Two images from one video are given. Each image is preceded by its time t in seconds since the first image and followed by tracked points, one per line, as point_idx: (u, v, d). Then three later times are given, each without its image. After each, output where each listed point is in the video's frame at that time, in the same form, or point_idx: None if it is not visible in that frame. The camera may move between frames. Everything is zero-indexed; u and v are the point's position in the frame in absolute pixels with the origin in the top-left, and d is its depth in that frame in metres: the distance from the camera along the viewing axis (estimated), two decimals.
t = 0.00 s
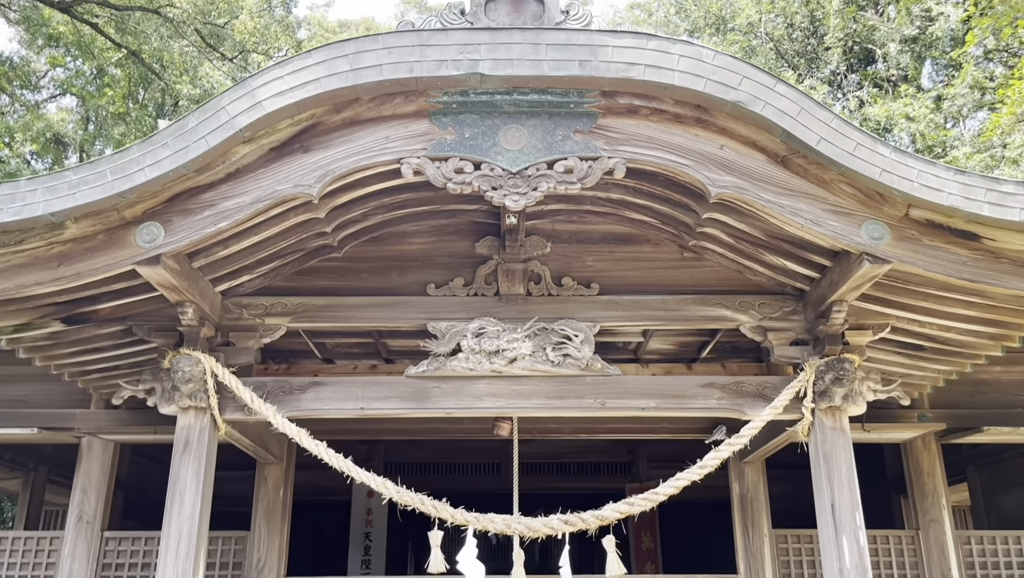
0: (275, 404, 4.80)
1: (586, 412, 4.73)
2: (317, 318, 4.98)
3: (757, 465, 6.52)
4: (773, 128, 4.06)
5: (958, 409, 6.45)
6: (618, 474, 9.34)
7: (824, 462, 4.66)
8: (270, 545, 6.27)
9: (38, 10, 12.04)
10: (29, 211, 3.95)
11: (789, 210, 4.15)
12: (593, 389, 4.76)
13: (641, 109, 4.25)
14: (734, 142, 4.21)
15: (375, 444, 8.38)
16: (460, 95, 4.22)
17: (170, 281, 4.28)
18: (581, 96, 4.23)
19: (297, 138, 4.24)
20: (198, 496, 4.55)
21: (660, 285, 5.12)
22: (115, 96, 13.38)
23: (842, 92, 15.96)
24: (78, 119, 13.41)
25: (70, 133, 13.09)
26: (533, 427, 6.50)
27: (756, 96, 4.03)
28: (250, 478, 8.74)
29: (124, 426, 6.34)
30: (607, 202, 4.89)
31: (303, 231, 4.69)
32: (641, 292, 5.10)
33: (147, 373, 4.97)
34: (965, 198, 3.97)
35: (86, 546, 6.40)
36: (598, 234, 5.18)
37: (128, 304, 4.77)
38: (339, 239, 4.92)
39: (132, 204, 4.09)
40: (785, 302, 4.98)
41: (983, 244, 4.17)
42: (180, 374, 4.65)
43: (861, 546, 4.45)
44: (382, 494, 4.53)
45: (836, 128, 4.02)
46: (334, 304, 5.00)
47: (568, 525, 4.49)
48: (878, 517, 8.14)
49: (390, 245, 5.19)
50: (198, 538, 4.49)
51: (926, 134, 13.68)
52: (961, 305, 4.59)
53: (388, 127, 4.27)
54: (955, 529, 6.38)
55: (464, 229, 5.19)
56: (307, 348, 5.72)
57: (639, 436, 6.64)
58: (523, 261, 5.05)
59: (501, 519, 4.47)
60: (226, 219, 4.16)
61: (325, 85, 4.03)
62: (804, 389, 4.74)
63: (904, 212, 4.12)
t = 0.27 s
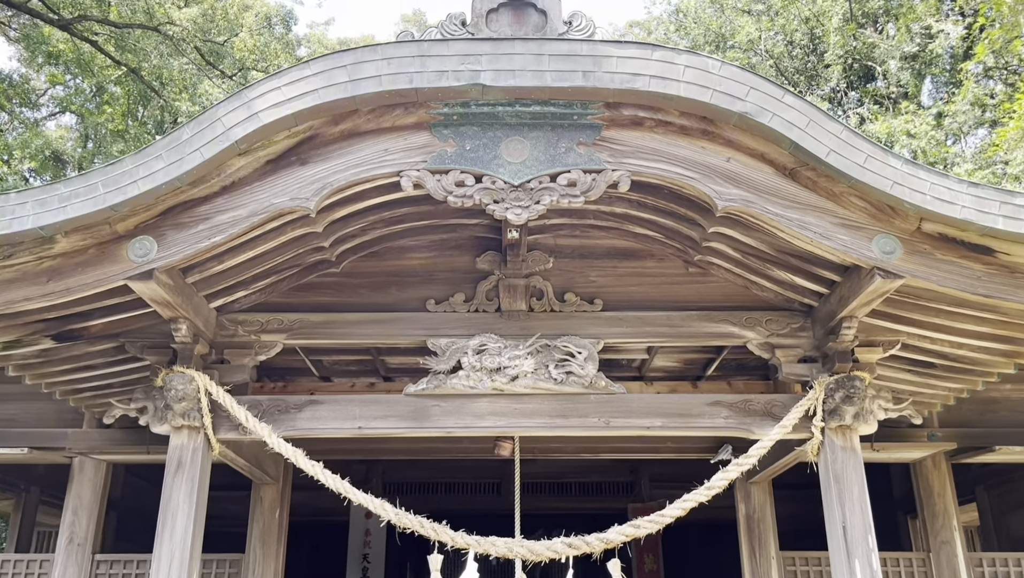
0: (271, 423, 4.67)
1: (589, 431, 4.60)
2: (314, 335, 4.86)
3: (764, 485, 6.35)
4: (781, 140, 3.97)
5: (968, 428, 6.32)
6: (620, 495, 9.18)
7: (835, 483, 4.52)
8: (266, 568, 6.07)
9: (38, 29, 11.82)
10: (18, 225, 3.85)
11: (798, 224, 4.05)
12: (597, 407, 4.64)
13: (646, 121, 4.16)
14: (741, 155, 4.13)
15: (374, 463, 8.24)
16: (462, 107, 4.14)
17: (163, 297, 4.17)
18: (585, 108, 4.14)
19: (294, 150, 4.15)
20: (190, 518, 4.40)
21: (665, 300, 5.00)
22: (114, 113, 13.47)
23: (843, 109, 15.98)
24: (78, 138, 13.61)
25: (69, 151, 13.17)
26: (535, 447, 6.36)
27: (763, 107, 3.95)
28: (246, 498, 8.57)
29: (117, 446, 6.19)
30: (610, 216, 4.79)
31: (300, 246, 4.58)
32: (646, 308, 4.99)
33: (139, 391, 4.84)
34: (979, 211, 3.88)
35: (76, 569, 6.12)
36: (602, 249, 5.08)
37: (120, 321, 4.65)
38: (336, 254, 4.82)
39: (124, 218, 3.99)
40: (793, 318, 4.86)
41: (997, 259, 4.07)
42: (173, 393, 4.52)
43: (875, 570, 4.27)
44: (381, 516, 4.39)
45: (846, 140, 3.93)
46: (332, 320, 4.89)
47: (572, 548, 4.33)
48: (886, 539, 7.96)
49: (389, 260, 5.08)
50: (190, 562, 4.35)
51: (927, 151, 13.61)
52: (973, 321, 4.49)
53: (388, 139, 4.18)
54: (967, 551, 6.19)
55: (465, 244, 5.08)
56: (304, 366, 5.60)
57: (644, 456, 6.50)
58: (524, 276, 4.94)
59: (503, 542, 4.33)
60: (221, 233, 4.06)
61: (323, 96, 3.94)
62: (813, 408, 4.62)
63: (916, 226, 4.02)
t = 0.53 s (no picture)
0: (267, 439, 4.55)
1: (594, 447, 4.49)
2: (312, 349, 4.75)
3: (771, 502, 6.20)
4: (789, 149, 3.89)
5: (979, 443, 6.19)
6: (621, 512, 9.03)
7: (846, 500, 4.40)
8: None
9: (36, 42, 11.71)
10: (8, 235, 3.75)
11: (808, 234, 3.96)
12: (601, 423, 4.53)
13: (651, 129, 4.09)
14: (748, 164, 4.05)
15: (372, 479, 8.11)
16: (463, 115, 4.06)
17: (157, 310, 4.06)
18: (589, 116, 4.07)
19: (292, 160, 4.07)
20: (184, 537, 4.28)
21: (670, 313, 4.90)
22: (112, 127, 13.49)
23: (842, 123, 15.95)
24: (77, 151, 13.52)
25: (66, 164, 13.08)
26: (536, 463, 6.23)
27: (771, 115, 3.87)
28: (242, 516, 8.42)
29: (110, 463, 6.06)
30: (613, 227, 4.71)
31: (298, 257, 4.49)
32: (651, 321, 4.88)
33: (132, 407, 4.73)
34: (993, 221, 3.79)
35: None
36: (605, 260, 4.98)
37: (113, 334, 4.54)
38: (335, 266, 4.72)
39: (117, 228, 3.89)
40: (801, 330, 4.76)
41: (1011, 270, 3.98)
42: (167, 408, 4.40)
43: None
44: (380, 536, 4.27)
45: (856, 149, 3.85)
46: (330, 333, 4.78)
47: (577, 568, 4.21)
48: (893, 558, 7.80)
49: (388, 272, 4.98)
50: None
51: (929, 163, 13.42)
52: (986, 334, 4.39)
53: (388, 148, 4.10)
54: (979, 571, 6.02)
55: (466, 255, 4.98)
56: (301, 381, 5.48)
57: (647, 472, 6.37)
58: (526, 288, 4.86)
59: (505, 561, 4.21)
60: (217, 244, 3.96)
61: (322, 104, 3.86)
62: (822, 423, 4.50)
63: (929, 236, 3.93)
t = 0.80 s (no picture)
0: (265, 449, 4.45)
1: (599, 457, 4.40)
2: (311, 356, 4.66)
3: (777, 513, 6.08)
4: (799, 151, 3.82)
5: (988, 453, 6.08)
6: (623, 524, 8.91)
7: (857, 512, 4.30)
8: None
9: (35, 52, 11.63)
10: None
11: (818, 239, 3.88)
12: (607, 432, 4.44)
13: (658, 132, 4.02)
14: (757, 167, 3.98)
15: (371, 490, 8.01)
16: (466, 117, 3.98)
17: (153, 316, 3.97)
18: (595, 118, 3.99)
19: (292, 163, 3.99)
20: (180, 549, 4.17)
21: (677, 320, 4.81)
22: (110, 137, 13.40)
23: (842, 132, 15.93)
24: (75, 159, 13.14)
25: (64, 174, 12.82)
26: (539, 474, 6.13)
27: (781, 117, 3.80)
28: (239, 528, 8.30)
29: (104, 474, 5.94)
30: (618, 233, 4.63)
31: (297, 263, 4.40)
32: (656, 328, 4.79)
33: (127, 416, 4.63)
34: (1007, 225, 3.72)
35: None
36: (610, 267, 4.90)
37: (108, 342, 4.44)
38: (335, 272, 4.63)
39: (112, 232, 3.81)
40: (810, 338, 4.67)
41: None
42: (163, 417, 4.29)
43: None
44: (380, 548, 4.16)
45: (867, 152, 3.78)
46: (330, 340, 4.69)
47: None
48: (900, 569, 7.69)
49: (389, 278, 4.89)
50: None
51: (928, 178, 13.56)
52: (999, 340, 4.31)
53: (389, 152, 4.02)
54: None
55: (467, 261, 4.90)
56: (300, 390, 5.38)
57: (652, 483, 6.27)
58: (530, 294, 4.76)
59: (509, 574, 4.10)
60: (215, 248, 3.87)
61: (322, 106, 3.79)
62: (833, 432, 4.41)
63: (942, 241, 3.86)
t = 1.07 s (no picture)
0: (263, 451, 4.35)
1: (604, 460, 4.32)
2: (310, 357, 4.57)
3: (783, 518, 5.99)
4: (808, 147, 3.75)
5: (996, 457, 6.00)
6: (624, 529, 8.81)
7: (867, 515, 4.21)
8: None
9: (32, 56, 11.53)
10: None
11: (828, 236, 3.81)
12: (612, 434, 4.36)
13: (664, 128, 3.95)
14: (765, 164, 3.91)
15: (369, 495, 7.91)
16: (469, 113, 3.91)
17: (148, 315, 3.88)
18: (600, 114, 3.92)
19: (291, 159, 3.91)
20: (175, 554, 4.07)
21: (682, 320, 4.72)
22: (107, 142, 13.31)
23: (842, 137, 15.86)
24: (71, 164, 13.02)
25: (60, 178, 12.71)
26: (541, 478, 6.04)
27: (790, 112, 3.73)
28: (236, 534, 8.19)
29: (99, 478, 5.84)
30: (623, 231, 4.56)
31: (296, 261, 4.32)
32: (662, 328, 4.71)
33: (122, 418, 4.53)
34: (1021, 222, 3.65)
35: None
36: (614, 267, 4.82)
37: (103, 342, 4.35)
38: (335, 271, 4.55)
39: (107, 229, 3.72)
40: (817, 338, 4.59)
41: None
42: (158, 419, 4.20)
43: None
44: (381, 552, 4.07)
45: (878, 147, 3.71)
46: (329, 341, 4.61)
47: None
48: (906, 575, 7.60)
49: (389, 278, 4.80)
50: None
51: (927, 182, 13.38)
52: (1011, 341, 4.24)
53: (391, 147, 3.94)
54: None
55: (469, 261, 4.82)
56: (298, 392, 5.29)
57: (656, 487, 6.18)
58: (533, 295, 4.70)
59: None
60: (212, 246, 3.79)
61: (322, 100, 3.71)
62: (841, 434, 4.33)
63: (954, 238, 3.79)
